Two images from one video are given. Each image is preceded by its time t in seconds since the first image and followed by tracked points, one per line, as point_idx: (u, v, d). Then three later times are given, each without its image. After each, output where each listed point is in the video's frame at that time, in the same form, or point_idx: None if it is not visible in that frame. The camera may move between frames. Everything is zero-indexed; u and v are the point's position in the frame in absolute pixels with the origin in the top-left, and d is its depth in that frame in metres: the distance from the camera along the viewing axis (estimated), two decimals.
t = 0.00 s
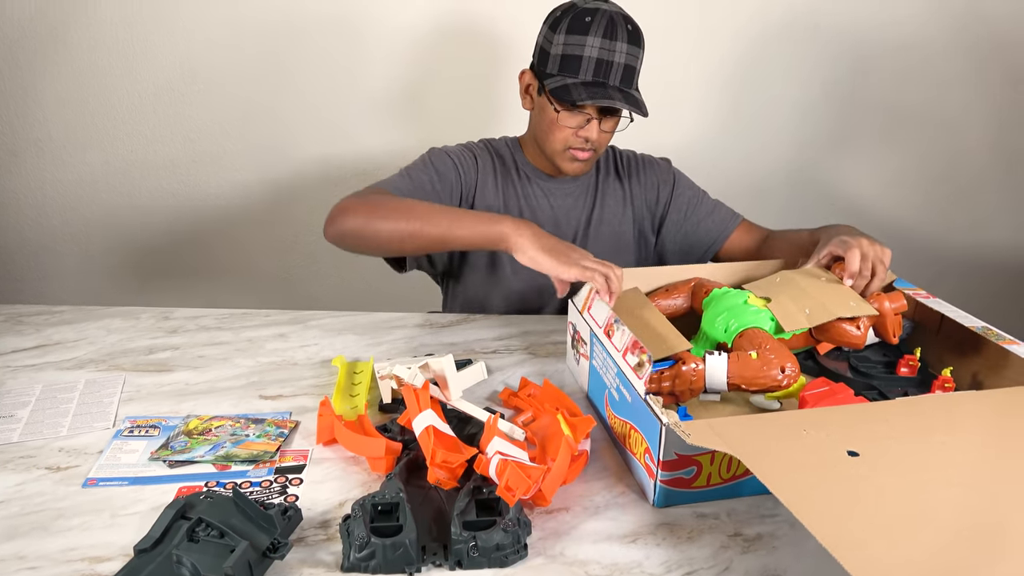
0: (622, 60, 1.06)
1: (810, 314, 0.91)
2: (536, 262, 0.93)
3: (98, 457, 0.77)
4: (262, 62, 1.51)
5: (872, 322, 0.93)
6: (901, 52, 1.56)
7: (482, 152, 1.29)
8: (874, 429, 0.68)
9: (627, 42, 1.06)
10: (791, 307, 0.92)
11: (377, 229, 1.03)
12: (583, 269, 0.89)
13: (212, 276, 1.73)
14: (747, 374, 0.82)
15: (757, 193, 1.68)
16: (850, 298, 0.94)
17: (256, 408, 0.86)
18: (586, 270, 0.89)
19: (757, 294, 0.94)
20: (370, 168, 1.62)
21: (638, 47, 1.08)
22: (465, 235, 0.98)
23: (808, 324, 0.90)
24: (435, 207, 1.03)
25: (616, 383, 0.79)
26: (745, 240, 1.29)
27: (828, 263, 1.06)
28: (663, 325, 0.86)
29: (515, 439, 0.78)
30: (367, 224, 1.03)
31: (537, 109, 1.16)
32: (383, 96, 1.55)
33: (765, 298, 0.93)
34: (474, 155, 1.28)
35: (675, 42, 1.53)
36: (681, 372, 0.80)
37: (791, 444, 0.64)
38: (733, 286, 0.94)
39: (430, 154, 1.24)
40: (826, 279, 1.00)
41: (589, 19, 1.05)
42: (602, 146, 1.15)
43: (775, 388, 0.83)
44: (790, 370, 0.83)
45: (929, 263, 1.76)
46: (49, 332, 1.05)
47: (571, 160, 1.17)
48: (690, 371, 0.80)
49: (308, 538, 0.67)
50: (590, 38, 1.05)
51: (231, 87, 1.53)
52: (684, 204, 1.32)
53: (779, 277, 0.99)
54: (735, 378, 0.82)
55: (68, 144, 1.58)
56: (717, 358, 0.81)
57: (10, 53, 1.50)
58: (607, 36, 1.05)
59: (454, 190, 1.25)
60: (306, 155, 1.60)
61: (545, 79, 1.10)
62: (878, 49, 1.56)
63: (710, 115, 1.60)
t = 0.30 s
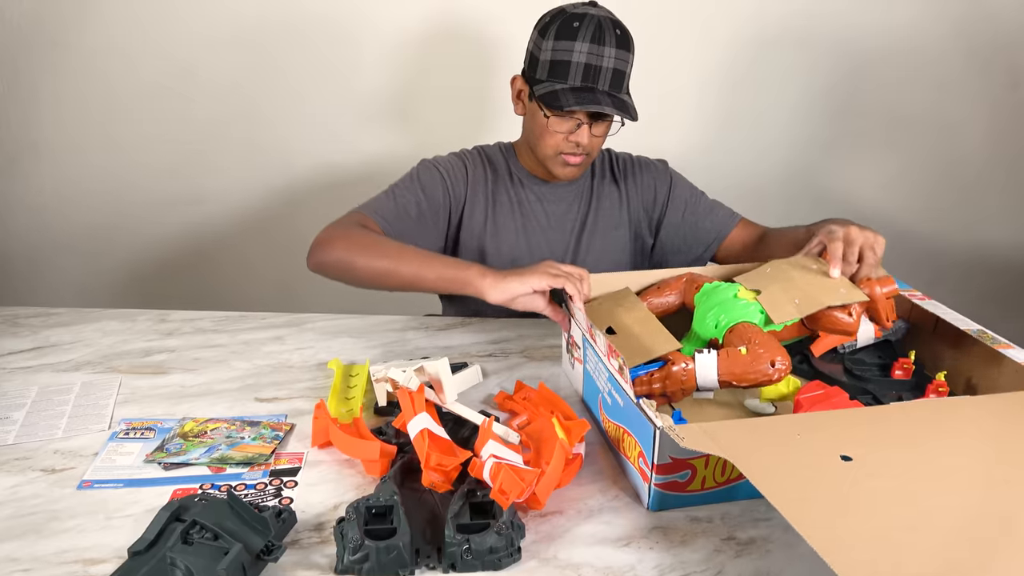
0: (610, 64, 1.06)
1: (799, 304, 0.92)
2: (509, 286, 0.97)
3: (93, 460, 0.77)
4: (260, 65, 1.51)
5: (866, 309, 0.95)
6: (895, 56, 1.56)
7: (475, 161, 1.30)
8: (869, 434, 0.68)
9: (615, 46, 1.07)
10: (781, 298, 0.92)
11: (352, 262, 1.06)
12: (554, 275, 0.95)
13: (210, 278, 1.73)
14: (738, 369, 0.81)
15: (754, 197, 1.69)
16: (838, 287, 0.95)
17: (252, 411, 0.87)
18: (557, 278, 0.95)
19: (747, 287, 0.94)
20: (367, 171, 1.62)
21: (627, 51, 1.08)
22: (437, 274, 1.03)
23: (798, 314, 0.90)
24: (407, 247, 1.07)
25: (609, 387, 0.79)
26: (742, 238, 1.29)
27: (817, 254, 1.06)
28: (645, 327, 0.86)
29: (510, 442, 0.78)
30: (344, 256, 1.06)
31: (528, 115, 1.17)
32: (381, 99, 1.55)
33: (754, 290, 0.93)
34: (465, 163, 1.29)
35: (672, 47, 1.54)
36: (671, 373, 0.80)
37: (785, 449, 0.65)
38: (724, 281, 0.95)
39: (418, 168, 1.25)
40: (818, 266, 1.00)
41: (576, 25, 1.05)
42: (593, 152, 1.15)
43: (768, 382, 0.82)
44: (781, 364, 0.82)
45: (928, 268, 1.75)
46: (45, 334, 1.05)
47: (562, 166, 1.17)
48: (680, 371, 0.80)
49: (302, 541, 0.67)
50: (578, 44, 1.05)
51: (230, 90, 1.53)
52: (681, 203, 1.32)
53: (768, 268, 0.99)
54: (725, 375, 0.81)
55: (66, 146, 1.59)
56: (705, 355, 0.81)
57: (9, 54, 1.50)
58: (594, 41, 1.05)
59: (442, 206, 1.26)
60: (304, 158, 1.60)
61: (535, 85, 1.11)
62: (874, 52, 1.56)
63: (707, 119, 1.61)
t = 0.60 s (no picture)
0: (591, 65, 1.06)
1: (782, 276, 0.90)
2: (502, 295, 0.97)
3: (91, 462, 0.77)
4: (257, 68, 1.51)
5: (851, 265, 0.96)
6: (890, 60, 1.57)
7: (467, 166, 1.30)
8: (870, 439, 0.68)
9: (596, 47, 1.07)
10: (763, 273, 0.91)
11: (348, 274, 1.07)
12: (546, 282, 0.95)
13: (209, 281, 1.73)
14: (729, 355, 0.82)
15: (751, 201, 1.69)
16: (820, 248, 0.93)
17: (250, 414, 0.87)
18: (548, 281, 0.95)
19: (729, 263, 0.93)
20: (365, 174, 1.62)
21: (609, 51, 1.08)
22: (431, 285, 1.03)
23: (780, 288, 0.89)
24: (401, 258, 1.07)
25: (606, 391, 0.79)
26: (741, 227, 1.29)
27: (799, 214, 1.03)
28: (626, 325, 0.85)
29: (507, 446, 0.78)
30: (338, 267, 1.07)
31: (515, 120, 1.17)
32: (379, 103, 1.55)
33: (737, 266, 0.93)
34: (459, 169, 1.29)
35: (665, 49, 1.55)
36: (661, 368, 0.81)
37: (784, 454, 0.65)
38: (707, 260, 0.95)
39: (412, 175, 1.26)
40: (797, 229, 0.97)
41: (556, 28, 1.06)
42: (581, 153, 1.15)
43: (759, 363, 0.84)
44: (769, 344, 0.83)
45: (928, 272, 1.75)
46: (45, 336, 1.06)
47: (551, 168, 1.17)
48: (670, 366, 0.81)
49: (299, 544, 0.67)
50: (557, 47, 1.06)
51: (228, 92, 1.54)
52: (676, 200, 1.32)
53: (750, 238, 0.97)
54: (718, 360, 0.82)
55: (66, 148, 1.59)
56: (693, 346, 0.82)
57: (8, 56, 1.51)
58: (574, 44, 1.06)
59: (436, 212, 1.26)
60: (302, 161, 1.60)
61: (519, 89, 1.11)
62: (870, 57, 1.56)
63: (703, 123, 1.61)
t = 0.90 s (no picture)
0: (574, 71, 1.06)
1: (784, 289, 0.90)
2: (497, 307, 0.98)
3: (91, 466, 0.78)
4: (255, 71, 1.52)
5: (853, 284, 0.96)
6: (886, 65, 1.57)
7: (459, 175, 1.30)
8: (866, 441, 0.68)
9: (580, 53, 1.06)
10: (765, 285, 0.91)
11: (342, 293, 1.08)
12: (539, 290, 0.96)
13: (208, 284, 1.73)
14: (728, 365, 0.84)
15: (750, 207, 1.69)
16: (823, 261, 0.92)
17: (250, 418, 0.87)
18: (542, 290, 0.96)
19: (732, 276, 0.93)
20: (365, 178, 1.62)
21: (593, 56, 1.08)
22: (425, 301, 1.04)
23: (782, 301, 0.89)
24: (396, 274, 1.08)
25: (604, 395, 0.79)
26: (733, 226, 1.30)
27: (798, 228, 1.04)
28: (630, 331, 0.88)
29: (507, 449, 0.78)
30: (334, 287, 1.08)
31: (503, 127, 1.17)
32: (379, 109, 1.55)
33: (738, 278, 0.93)
34: (450, 178, 1.29)
35: (659, 54, 1.56)
36: (659, 376, 0.82)
37: (783, 455, 0.65)
38: (710, 271, 0.96)
39: (404, 188, 1.26)
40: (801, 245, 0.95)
41: (539, 35, 1.06)
42: (571, 159, 1.15)
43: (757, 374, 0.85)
44: (768, 356, 0.85)
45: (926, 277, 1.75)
46: (45, 339, 1.06)
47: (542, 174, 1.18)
48: (669, 374, 0.82)
49: (300, 548, 0.67)
50: (541, 54, 1.05)
51: (228, 96, 1.54)
52: (670, 201, 1.32)
53: (755, 252, 0.96)
54: (717, 371, 0.84)
55: (66, 152, 1.59)
56: (693, 355, 0.83)
57: (9, 60, 1.51)
58: (557, 51, 1.05)
59: (429, 224, 1.26)
60: (301, 164, 1.60)
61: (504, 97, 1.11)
62: (866, 62, 1.57)
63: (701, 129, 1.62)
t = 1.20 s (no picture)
0: (563, 78, 1.06)
1: (796, 339, 0.92)
2: (493, 320, 0.99)
3: (91, 468, 0.78)
4: (255, 76, 1.52)
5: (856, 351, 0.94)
6: (886, 70, 1.57)
7: (457, 181, 1.30)
8: (863, 443, 0.69)
9: (568, 59, 1.06)
10: (779, 332, 0.93)
11: (340, 307, 1.07)
12: (532, 300, 0.97)
13: (208, 286, 1.73)
14: (733, 394, 0.83)
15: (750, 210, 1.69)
16: (834, 325, 0.95)
17: (250, 420, 0.87)
18: (536, 302, 0.97)
19: (746, 317, 0.94)
20: (366, 181, 1.62)
21: (582, 61, 1.08)
22: (423, 315, 1.03)
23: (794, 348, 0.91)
24: (393, 286, 1.07)
25: (605, 396, 0.79)
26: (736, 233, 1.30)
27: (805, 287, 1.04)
28: (637, 347, 0.88)
29: (507, 451, 0.78)
30: (331, 300, 1.07)
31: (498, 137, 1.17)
32: (379, 113, 1.56)
33: (752, 320, 0.94)
34: (448, 184, 1.29)
35: (660, 56, 1.54)
36: (668, 389, 0.82)
37: (780, 456, 0.65)
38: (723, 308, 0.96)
39: (401, 194, 1.26)
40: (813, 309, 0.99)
41: (525, 44, 1.06)
42: (565, 165, 1.15)
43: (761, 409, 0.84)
44: (776, 393, 0.83)
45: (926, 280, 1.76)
46: (44, 342, 1.06)
47: (536, 182, 1.18)
48: (676, 388, 0.82)
49: (299, 550, 0.67)
50: (528, 63, 1.06)
51: (227, 100, 1.54)
52: (669, 206, 1.32)
53: (768, 304, 0.99)
54: (721, 398, 0.83)
55: (65, 155, 1.59)
56: (703, 377, 0.83)
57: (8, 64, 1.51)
58: (544, 59, 1.06)
59: (427, 232, 1.26)
60: (301, 168, 1.61)
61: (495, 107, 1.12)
62: (866, 66, 1.57)
63: (701, 132, 1.61)
